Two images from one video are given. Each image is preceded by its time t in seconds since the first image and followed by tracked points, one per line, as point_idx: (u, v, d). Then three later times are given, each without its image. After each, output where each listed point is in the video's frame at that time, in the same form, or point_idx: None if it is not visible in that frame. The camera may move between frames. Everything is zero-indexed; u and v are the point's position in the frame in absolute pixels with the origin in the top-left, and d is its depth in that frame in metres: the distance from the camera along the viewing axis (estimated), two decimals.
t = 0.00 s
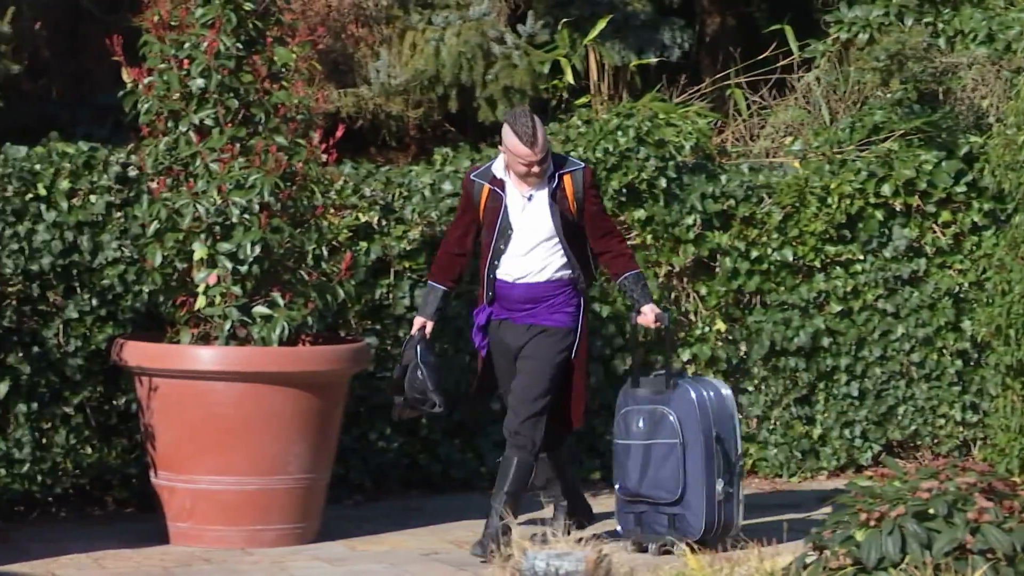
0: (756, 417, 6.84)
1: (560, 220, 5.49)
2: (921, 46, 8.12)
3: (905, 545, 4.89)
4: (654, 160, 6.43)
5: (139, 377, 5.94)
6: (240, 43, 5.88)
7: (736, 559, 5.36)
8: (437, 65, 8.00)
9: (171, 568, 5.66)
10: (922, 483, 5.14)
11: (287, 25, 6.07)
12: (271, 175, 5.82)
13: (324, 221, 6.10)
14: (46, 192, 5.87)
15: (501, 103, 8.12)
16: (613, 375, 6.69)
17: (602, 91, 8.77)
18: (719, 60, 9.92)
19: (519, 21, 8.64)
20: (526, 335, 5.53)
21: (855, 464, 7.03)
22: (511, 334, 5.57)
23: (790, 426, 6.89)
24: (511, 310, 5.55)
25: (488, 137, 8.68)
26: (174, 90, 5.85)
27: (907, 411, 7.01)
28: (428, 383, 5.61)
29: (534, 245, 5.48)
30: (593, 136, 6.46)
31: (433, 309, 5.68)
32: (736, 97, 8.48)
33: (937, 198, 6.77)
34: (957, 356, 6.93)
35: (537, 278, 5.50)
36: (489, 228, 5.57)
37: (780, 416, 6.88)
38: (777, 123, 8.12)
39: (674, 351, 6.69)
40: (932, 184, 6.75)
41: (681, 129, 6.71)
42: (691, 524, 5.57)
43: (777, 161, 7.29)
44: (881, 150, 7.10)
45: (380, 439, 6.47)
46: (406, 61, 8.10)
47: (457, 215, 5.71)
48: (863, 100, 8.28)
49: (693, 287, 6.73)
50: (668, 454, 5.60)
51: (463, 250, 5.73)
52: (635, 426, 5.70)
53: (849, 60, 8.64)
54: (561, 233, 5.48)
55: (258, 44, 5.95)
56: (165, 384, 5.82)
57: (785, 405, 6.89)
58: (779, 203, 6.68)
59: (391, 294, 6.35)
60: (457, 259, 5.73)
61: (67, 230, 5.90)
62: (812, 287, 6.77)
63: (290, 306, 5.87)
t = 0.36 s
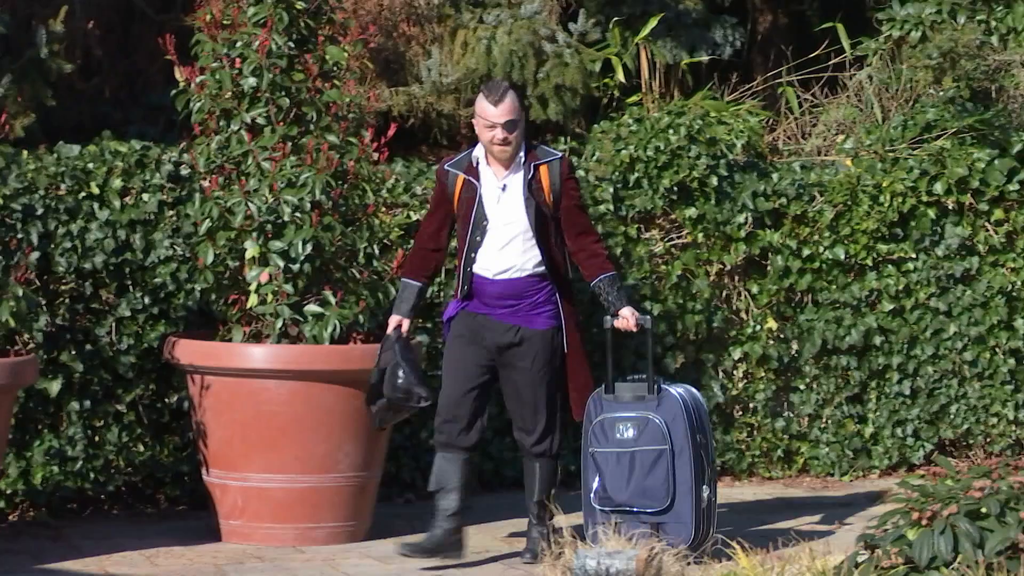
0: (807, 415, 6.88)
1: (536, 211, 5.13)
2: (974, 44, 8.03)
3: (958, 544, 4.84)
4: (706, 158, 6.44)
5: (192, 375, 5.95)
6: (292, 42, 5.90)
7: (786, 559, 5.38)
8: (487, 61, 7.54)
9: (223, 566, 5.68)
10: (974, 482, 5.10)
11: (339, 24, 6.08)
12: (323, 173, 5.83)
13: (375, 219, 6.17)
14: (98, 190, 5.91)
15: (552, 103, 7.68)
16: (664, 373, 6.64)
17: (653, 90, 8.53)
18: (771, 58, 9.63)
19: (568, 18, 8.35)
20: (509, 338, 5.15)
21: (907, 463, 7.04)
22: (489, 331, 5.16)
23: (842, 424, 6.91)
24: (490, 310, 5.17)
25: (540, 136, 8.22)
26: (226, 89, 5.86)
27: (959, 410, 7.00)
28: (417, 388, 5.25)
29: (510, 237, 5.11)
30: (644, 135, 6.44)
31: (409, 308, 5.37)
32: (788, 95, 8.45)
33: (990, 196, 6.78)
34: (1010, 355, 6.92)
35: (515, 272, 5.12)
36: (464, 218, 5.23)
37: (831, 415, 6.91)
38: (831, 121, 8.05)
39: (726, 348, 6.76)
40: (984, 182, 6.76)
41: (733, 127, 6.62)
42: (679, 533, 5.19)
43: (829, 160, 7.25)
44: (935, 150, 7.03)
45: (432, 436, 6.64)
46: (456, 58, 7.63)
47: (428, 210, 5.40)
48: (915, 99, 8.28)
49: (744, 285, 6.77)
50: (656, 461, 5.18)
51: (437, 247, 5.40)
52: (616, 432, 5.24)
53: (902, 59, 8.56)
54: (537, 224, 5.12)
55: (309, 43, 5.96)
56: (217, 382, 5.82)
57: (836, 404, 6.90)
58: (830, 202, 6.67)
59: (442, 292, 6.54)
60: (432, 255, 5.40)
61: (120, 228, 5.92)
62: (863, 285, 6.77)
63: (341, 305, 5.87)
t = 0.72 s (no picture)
0: (859, 412, 6.87)
1: (502, 216, 4.94)
2: None
3: (1011, 542, 4.81)
4: (757, 155, 6.41)
5: (243, 372, 5.95)
6: (344, 39, 5.90)
7: (839, 556, 5.35)
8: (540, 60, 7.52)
9: (275, 562, 5.70)
10: None
11: (390, 22, 6.12)
12: (374, 170, 5.84)
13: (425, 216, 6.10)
14: (151, 188, 5.94)
15: (604, 100, 7.68)
16: (715, 370, 6.63)
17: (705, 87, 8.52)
18: (824, 55, 9.55)
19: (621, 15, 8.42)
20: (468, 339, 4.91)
21: (960, 460, 7.05)
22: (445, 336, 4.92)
23: (894, 421, 6.91)
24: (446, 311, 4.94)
25: (590, 134, 8.15)
26: (278, 86, 5.87)
27: (1012, 407, 7.00)
28: (364, 383, 5.18)
29: (475, 241, 4.90)
30: (695, 131, 6.44)
31: (363, 307, 5.12)
32: (840, 93, 8.37)
33: None
34: None
35: (477, 275, 4.90)
36: (427, 219, 5.01)
37: (883, 412, 6.90)
38: (883, 117, 8.10)
39: (777, 346, 6.75)
40: None
41: (785, 123, 6.60)
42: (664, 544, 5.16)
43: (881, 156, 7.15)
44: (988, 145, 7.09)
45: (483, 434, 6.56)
46: (508, 56, 7.57)
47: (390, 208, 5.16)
48: (968, 95, 8.29)
49: (796, 282, 6.75)
50: (642, 468, 5.16)
51: (394, 247, 5.16)
52: (603, 439, 5.23)
53: (954, 55, 8.64)
54: (502, 229, 4.92)
55: (361, 41, 5.96)
56: (268, 379, 5.84)
57: (888, 401, 6.89)
58: (882, 199, 6.64)
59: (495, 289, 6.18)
60: (390, 254, 5.16)
61: (172, 226, 5.95)
62: (915, 282, 6.76)
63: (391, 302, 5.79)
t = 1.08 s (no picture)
0: (921, 411, 6.91)
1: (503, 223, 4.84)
2: None
3: None
4: (819, 153, 6.48)
5: (305, 367, 5.98)
6: (406, 39, 5.94)
7: (903, 554, 5.39)
8: (602, 59, 7.53)
9: (338, 558, 5.74)
10: None
11: (453, 21, 6.16)
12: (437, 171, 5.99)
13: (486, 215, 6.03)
14: (216, 186, 6.01)
15: (666, 99, 7.68)
16: (776, 368, 6.70)
17: (765, 84, 8.45)
18: (884, 55, 9.61)
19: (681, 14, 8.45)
20: (462, 352, 4.83)
21: (1021, 458, 7.11)
22: (444, 351, 4.85)
23: (955, 419, 6.94)
24: (442, 323, 4.87)
25: (652, 133, 8.14)
26: (342, 85, 5.92)
27: None
28: (344, 395, 4.98)
29: (473, 251, 4.81)
30: (757, 130, 6.50)
31: (356, 318, 5.03)
32: (901, 91, 8.53)
33: None
34: None
35: (475, 285, 4.82)
36: (425, 227, 4.92)
37: (944, 410, 6.93)
38: (945, 115, 8.26)
39: (839, 343, 6.81)
40: None
41: (846, 122, 6.65)
42: (637, 555, 4.88)
43: (942, 154, 7.18)
44: None
45: (546, 432, 6.50)
46: (570, 56, 7.61)
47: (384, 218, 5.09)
48: None
49: (858, 279, 6.80)
50: (612, 479, 4.89)
51: (389, 257, 5.07)
52: (577, 447, 4.99)
53: (1017, 52, 8.80)
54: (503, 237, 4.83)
55: (423, 40, 6.00)
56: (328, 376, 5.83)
57: (950, 399, 6.92)
58: (944, 197, 6.67)
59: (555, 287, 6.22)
60: (383, 264, 5.07)
61: (236, 224, 5.99)
62: (976, 280, 6.79)
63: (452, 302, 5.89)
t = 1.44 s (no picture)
0: (967, 403, 7.62)
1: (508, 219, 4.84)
2: None
3: None
4: (869, 157, 7.19)
5: (380, 361, 6.34)
6: (475, 48, 6.24)
7: (949, 539, 5.93)
8: (662, 68, 8.51)
9: (409, 542, 6.03)
10: None
11: (520, 30, 6.44)
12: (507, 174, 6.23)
13: (552, 216, 6.38)
14: (295, 189, 6.52)
15: (723, 104, 8.63)
16: (828, 362, 7.41)
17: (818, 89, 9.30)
18: (931, 60, 10.76)
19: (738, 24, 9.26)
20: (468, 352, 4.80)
21: None
22: (445, 347, 4.80)
23: (1000, 411, 7.66)
24: (445, 322, 4.81)
25: (710, 136, 9.22)
26: (414, 93, 6.22)
27: None
28: (351, 391, 4.95)
29: (475, 250, 4.80)
30: (810, 134, 7.21)
31: (348, 317, 4.96)
32: (949, 98, 9.05)
33: None
34: None
35: (477, 283, 4.80)
36: (425, 229, 4.87)
37: (989, 402, 7.65)
38: (989, 122, 8.84)
39: (888, 339, 7.51)
40: None
41: (894, 127, 7.36)
42: (606, 556, 4.63)
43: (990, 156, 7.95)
44: None
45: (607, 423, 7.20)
46: (631, 64, 8.60)
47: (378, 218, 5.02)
48: None
49: (906, 277, 7.52)
50: (578, 479, 4.65)
51: (381, 257, 5.01)
52: (541, 449, 4.74)
53: None
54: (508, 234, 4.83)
55: (491, 49, 6.29)
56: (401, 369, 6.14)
57: (994, 392, 7.64)
58: (987, 199, 7.41)
59: (617, 284, 6.84)
60: (376, 264, 5.01)
61: (314, 225, 6.51)
62: (1020, 278, 7.51)
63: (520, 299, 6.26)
